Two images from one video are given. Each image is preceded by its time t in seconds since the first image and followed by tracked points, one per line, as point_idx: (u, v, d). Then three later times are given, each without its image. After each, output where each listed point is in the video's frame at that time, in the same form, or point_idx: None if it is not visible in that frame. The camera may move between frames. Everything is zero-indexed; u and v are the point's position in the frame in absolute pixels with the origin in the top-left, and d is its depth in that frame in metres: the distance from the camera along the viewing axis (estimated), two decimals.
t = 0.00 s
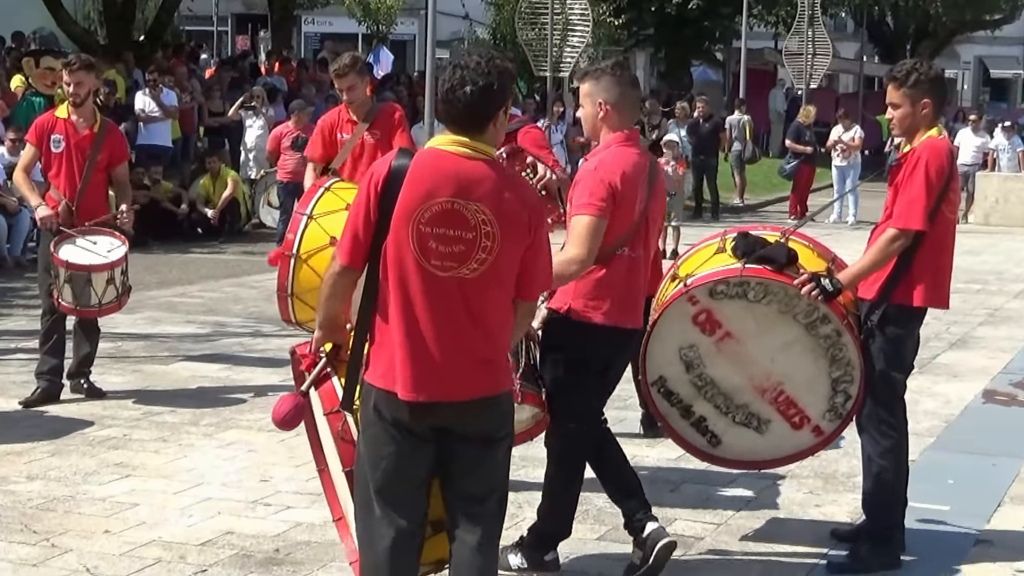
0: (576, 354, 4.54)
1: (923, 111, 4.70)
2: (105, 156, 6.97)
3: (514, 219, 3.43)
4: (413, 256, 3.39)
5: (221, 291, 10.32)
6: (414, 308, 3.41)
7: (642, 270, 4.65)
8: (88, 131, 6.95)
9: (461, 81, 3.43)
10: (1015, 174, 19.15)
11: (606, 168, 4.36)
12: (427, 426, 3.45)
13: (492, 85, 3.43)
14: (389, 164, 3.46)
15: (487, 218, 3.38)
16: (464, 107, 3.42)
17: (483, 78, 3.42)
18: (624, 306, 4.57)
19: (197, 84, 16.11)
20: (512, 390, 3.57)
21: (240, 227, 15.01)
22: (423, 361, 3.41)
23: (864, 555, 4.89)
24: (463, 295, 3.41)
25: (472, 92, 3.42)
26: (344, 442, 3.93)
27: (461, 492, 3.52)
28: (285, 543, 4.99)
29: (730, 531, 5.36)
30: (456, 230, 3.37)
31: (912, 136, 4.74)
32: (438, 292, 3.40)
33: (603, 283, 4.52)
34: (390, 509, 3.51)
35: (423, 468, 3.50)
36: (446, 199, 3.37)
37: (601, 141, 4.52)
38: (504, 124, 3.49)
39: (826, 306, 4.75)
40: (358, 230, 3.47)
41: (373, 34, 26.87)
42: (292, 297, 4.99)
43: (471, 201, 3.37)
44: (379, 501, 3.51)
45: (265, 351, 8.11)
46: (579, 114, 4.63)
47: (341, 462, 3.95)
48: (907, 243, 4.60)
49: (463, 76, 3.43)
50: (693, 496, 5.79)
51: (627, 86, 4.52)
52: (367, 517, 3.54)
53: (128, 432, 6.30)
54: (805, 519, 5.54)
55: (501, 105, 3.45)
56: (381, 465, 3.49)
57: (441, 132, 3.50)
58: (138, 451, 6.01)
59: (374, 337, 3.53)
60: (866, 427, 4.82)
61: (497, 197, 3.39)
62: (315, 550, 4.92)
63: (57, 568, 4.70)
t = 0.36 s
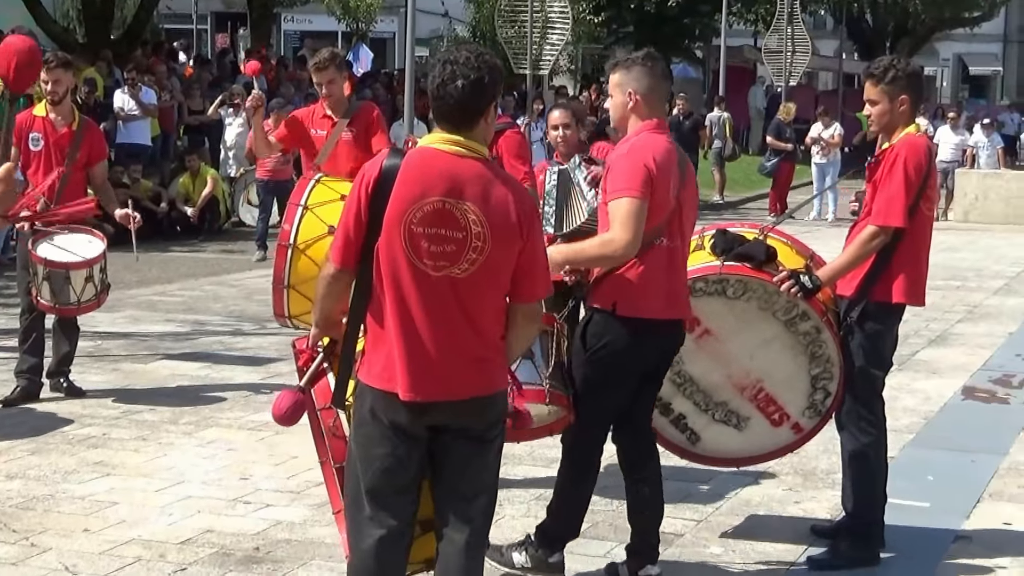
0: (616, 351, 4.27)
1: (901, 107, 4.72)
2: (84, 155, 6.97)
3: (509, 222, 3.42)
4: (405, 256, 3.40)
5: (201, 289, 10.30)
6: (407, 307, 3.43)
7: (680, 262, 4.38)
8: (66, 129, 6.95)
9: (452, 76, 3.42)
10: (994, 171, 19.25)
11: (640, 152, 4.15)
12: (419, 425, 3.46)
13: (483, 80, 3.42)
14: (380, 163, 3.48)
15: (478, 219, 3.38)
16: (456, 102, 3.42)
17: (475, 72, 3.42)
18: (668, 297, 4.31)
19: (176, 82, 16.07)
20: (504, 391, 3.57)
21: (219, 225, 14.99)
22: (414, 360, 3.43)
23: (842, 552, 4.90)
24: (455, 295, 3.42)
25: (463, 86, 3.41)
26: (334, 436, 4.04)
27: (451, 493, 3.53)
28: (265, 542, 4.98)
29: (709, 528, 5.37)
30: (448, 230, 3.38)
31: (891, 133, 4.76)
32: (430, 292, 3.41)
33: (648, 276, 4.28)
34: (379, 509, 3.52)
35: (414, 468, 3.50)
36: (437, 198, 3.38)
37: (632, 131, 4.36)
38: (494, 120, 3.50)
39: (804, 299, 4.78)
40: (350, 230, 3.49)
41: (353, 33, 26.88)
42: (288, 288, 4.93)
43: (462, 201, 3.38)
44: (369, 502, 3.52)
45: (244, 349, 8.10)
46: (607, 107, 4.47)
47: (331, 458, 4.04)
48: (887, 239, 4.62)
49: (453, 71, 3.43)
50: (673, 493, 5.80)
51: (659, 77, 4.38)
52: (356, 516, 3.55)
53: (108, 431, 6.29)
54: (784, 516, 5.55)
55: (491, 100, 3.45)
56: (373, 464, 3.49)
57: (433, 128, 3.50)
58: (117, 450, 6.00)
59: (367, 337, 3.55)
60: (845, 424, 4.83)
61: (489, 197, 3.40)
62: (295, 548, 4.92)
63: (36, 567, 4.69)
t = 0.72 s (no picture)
0: (658, 356, 4.29)
1: (892, 99, 4.74)
2: (72, 152, 7.01)
3: (506, 219, 3.44)
4: (400, 252, 3.42)
5: (190, 287, 10.29)
6: (403, 304, 3.45)
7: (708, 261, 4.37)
8: (54, 126, 6.96)
9: (453, 73, 3.43)
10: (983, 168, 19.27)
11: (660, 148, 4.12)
12: (415, 424, 3.49)
13: (484, 76, 3.43)
14: (376, 157, 3.48)
15: (473, 215, 3.40)
16: (457, 99, 3.42)
17: (476, 69, 3.43)
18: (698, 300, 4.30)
19: (165, 79, 16.01)
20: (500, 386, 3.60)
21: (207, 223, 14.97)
22: (410, 358, 3.45)
23: (830, 547, 4.92)
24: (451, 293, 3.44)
25: (465, 84, 3.42)
26: (330, 431, 3.97)
27: (446, 492, 3.56)
28: (254, 539, 4.98)
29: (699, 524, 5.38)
30: (443, 227, 3.40)
31: (877, 128, 4.77)
32: (424, 289, 3.44)
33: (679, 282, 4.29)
34: (372, 508, 3.55)
35: (409, 466, 3.54)
36: (433, 195, 3.39)
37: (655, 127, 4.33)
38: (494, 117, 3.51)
39: (792, 297, 4.70)
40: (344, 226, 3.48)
41: (340, 29, 26.69)
42: (277, 289, 4.99)
43: (457, 198, 3.40)
44: (363, 502, 3.55)
45: (233, 346, 8.09)
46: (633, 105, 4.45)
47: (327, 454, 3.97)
48: (872, 234, 4.64)
49: (455, 67, 3.44)
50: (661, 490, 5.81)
51: (683, 75, 4.37)
52: (348, 513, 3.59)
53: (95, 428, 6.27)
54: (773, 512, 5.56)
55: (491, 99, 3.46)
56: (368, 463, 3.52)
57: (433, 126, 3.51)
58: (106, 447, 5.99)
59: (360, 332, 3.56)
60: (833, 419, 4.89)
61: (485, 193, 3.41)
62: (284, 544, 4.93)
63: (24, 565, 4.68)
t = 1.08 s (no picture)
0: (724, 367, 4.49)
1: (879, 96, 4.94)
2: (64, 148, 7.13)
3: (495, 216, 3.77)
4: (411, 251, 3.61)
5: (187, 284, 10.28)
6: (409, 302, 3.62)
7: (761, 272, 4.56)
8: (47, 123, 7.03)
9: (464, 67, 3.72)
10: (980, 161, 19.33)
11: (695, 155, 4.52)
12: (422, 422, 3.68)
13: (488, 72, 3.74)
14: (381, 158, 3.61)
15: (477, 212, 3.70)
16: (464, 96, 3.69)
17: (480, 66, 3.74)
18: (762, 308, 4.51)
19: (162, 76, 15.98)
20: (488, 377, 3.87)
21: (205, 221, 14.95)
22: (421, 353, 3.63)
23: (827, 542, 5.10)
24: (457, 289, 3.66)
25: (473, 77, 3.72)
26: (334, 427, 3.98)
27: (444, 485, 3.78)
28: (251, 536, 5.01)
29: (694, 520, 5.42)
30: (450, 227, 3.65)
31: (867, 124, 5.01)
32: (432, 286, 3.63)
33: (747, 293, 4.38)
34: (374, 506, 3.70)
35: (411, 461, 3.72)
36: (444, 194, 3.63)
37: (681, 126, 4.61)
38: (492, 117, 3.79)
39: (793, 283, 4.45)
40: (352, 224, 3.60)
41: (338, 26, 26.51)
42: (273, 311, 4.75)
43: (463, 197, 3.66)
44: (365, 501, 3.70)
45: (231, 343, 8.10)
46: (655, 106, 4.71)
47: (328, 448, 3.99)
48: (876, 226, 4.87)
49: (465, 62, 3.74)
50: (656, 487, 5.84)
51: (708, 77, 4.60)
52: (349, 511, 3.73)
53: (93, 425, 6.29)
54: (772, 509, 5.61)
55: (492, 95, 3.77)
56: (373, 462, 3.67)
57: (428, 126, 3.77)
58: (104, 445, 6.01)
59: (360, 328, 3.69)
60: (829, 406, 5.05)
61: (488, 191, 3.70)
62: (284, 540, 4.97)
63: (22, 562, 4.70)
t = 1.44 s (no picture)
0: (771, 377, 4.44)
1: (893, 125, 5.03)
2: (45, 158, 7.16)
3: (496, 222, 3.59)
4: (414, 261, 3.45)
5: (207, 296, 10.34)
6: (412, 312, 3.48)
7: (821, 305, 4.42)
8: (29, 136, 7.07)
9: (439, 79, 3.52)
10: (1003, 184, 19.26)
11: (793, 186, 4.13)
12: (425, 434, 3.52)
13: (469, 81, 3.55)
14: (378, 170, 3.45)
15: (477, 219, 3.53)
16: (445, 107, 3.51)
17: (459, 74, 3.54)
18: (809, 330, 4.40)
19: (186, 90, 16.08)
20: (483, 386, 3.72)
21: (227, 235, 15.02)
22: (425, 363, 3.49)
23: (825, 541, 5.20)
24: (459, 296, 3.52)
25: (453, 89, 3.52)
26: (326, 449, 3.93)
27: (447, 500, 3.61)
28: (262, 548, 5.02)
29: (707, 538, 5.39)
30: (453, 234, 3.49)
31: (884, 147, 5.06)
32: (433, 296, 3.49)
33: (745, 287, 4.32)
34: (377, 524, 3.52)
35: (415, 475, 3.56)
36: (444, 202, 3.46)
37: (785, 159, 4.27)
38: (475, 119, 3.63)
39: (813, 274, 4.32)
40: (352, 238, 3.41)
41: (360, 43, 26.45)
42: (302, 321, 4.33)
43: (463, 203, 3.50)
44: (366, 519, 3.51)
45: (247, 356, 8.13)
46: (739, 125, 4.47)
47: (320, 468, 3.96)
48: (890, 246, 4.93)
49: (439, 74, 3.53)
50: (669, 503, 5.83)
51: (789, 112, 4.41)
52: (349, 529, 3.55)
53: (108, 438, 6.32)
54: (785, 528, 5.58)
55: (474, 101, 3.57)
56: (376, 478, 3.49)
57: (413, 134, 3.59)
58: (119, 456, 6.03)
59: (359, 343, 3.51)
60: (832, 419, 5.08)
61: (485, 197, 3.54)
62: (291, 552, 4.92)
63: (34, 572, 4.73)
